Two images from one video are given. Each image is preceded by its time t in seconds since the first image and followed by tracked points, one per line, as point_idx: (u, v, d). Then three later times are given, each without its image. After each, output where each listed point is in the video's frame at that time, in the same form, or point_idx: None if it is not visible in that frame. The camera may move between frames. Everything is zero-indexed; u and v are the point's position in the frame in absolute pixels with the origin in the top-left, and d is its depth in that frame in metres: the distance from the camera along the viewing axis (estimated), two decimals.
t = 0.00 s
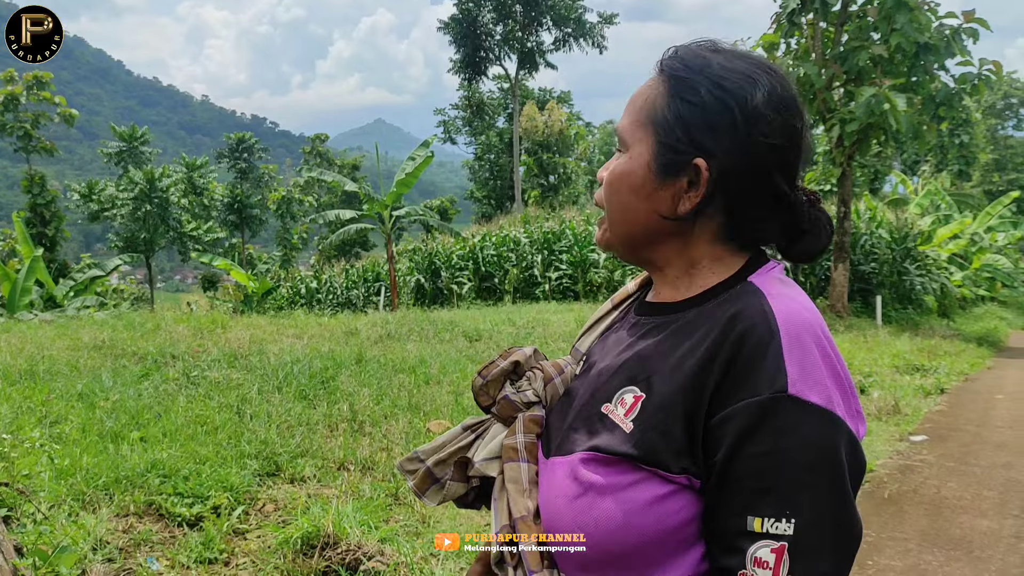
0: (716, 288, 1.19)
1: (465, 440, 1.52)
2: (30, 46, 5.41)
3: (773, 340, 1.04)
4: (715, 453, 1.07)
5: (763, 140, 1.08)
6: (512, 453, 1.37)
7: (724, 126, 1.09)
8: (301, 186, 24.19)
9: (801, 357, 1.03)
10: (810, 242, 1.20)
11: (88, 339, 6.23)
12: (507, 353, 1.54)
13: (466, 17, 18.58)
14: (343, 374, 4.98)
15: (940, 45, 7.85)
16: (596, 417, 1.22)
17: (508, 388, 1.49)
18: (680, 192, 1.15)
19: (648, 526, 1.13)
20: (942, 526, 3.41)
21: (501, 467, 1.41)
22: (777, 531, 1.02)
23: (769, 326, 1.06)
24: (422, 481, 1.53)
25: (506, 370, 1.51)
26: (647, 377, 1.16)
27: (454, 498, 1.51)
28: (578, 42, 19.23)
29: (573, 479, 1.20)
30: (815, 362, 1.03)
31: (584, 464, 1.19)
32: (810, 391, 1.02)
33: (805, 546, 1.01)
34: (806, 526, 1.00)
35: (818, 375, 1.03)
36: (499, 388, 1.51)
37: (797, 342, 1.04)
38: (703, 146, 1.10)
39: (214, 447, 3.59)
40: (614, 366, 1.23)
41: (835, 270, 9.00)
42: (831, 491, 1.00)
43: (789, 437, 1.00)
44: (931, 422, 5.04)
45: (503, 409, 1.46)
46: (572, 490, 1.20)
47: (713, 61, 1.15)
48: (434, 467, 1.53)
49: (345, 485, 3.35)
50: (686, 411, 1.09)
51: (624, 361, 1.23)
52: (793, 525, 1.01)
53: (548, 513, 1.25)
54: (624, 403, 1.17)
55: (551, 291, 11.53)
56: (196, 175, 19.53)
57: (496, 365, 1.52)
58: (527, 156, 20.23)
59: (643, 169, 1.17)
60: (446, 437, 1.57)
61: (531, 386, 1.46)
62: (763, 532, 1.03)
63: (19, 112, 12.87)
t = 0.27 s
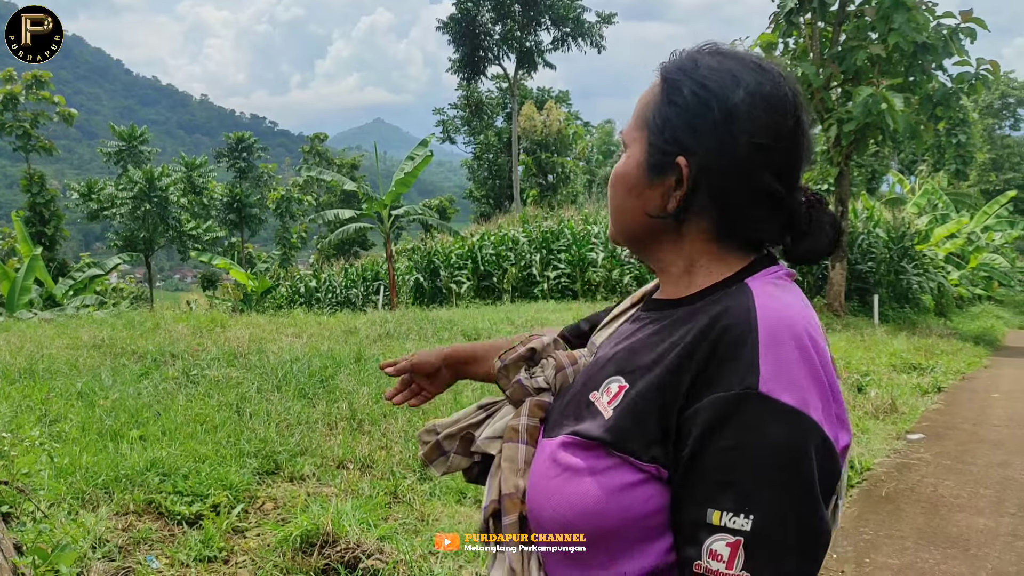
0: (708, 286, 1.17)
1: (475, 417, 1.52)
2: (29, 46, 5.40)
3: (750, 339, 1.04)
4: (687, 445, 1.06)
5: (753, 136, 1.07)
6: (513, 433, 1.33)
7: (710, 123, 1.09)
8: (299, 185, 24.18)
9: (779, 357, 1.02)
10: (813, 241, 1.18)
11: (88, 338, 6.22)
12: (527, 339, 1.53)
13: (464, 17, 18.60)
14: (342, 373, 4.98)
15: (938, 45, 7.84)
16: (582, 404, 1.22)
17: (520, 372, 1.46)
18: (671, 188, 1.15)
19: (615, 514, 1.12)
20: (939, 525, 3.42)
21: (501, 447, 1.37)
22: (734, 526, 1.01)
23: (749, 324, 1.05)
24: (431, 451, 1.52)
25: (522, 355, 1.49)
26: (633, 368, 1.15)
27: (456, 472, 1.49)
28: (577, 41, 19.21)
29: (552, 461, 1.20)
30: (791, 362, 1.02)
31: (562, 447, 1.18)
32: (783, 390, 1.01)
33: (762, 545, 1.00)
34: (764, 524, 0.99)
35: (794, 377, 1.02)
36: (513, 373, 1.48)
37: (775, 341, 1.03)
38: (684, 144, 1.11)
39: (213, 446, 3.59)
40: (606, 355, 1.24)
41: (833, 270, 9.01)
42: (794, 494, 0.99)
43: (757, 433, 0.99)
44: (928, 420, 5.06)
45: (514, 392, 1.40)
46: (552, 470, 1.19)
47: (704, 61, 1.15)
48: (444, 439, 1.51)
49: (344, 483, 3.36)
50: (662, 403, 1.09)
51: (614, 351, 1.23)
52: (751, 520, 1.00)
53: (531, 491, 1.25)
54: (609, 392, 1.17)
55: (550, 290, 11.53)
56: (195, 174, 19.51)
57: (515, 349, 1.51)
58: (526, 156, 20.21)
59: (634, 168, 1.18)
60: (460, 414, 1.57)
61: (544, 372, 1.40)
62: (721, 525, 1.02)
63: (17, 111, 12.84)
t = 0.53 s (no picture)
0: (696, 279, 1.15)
1: (476, 409, 1.51)
2: (30, 46, 5.41)
3: (724, 334, 1.01)
4: (665, 439, 1.04)
5: (744, 144, 1.04)
6: (511, 426, 1.33)
7: (702, 127, 1.06)
8: (299, 185, 24.18)
9: (751, 349, 0.99)
10: (790, 250, 1.17)
11: (89, 336, 6.23)
12: (529, 333, 1.50)
13: (464, 17, 18.59)
14: (342, 372, 4.98)
15: (936, 46, 7.85)
16: (573, 400, 1.21)
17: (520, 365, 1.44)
18: (659, 183, 1.12)
19: (599, 510, 1.10)
20: (937, 523, 3.43)
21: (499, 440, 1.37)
22: (709, 517, 0.99)
23: (723, 316, 1.03)
24: (433, 445, 1.52)
25: (522, 349, 1.47)
26: (618, 363, 1.14)
27: (456, 465, 1.48)
28: (576, 42, 19.23)
29: (541, 457, 1.20)
30: (766, 355, 0.99)
31: (552, 443, 1.18)
32: (757, 383, 0.97)
33: (738, 538, 0.97)
34: (739, 516, 0.97)
35: (769, 371, 0.98)
36: (514, 367, 1.47)
37: (748, 333, 1.00)
38: (675, 141, 1.08)
39: (214, 444, 3.60)
40: (596, 352, 1.23)
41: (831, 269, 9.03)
42: (766, 488, 0.95)
43: (729, 427, 0.97)
44: (926, 419, 5.07)
45: (515, 385, 1.40)
46: (540, 464, 1.19)
47: (711, 60, 1.11)
48: (447, 432, 1.51)
49: (345, 481, 3.36)
50: (640, 397, 1.07)
51: (604, 347, 1.22)
52: (725, 512, 0.97)
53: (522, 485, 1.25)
54: (596, 388, 1.16)
55: (550, 289, 11.55)
56: (195, 174, 19.51)
57: (515, 344, 1.48)
58: (525, 156, 20.21)
59: (629, 159, 1.16)
60: (461, 406, 1.56)
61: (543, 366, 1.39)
62: (698, 517, 0.99)
63: (17, 110, 12.84)
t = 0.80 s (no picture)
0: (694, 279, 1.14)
1: (474, 408, 1.50)
2: (30, 46, 5.42)
3: (719, 333, 1.00)
4: (661, 436, 1.04)
5: (759, 147, 1.04)
6: (509, 424, 1.32)
7: (719, 134, 1.04)
8: (298, 184, 24.19)
9: (744, 348, 0.98)
10: (801, 245, 1.20)
11: (87, 335, 6.23)
12: (525, 331, 1.49)
13: (463, 16, 18.57)
14: (341, 371, 4.98)
15: (936, 44, 7.84)
16: (568, 397, 1.20)
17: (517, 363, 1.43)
18: (673, 187, 1.09)
19: (600, 506, 1.11)
20: (937, 522, 3.43)
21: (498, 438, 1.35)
22: (707, 514, 0.99)
23: (717, 315, 1.02)
24: (431, 443, 1.51)
25: (519, 347, 1.46)
26: (613, 362, 1.13)
27: (456, 463, 1.47)
28: (575, 41, 19.22)
29: (540, 455, 1.18)
30: (760, 352, 0.98)
31: (550, 441, 1.17)
32: (752, 381, 0.97)
33: (736, 533, 0.97)
34: (738, 511, 0.97)
35: (764, 370, 0.97)
36: (511, 365, 1.46)
37: (743, 332, 0.99)
38: (696, 146, 1.05)
39: (212, 444, 3.60)
40: (591, 349, 1.21)
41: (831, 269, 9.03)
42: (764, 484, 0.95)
43: (725, 425, 0.96)
44: (925, 418, 5.07)
45: (512, 382, 1.39)
46: (540, 462, 1.18)
47: (715, 60, 1.08)
48: (445, 431, 1.49)
49: (344, 481, 3.36)
50: (637, 397, 1.07)
51: (598, 345, 1.20)
52: (723, 507, 0.97)
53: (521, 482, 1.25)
54: (593, 386, 1.14)
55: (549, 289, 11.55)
56: (194, 173, 19.50)
57: (511, 342, 1.47)
58: (524, 155, 20.20)
59: (637, 161, 1.12)
60: (461, 406, 1.55)
61: (540, 363, 1.38)
62: (696, 513, 1.00)
63: (16, 109, 12.84)
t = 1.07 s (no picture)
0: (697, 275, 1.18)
1: (467, 416, 1.52)
2: (30, 46, 5.42)
3: (731, 323, 1.04)
4: (677, 426, 1.07)
5: (784, 155, 1.17)
6: (504, 428, 1.32)
7: (764, 142, 1.14)
8: (297, 183, 24.19)
9: (755, 336, 1.02)
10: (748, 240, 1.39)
11: (85, 334, 6.23)
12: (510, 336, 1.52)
13: (462, 15, 18.56)
14: (339, 370, 4.98)
15: (936, 43, 7.83)
16: (572, 398, 1.22)
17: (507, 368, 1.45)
18: (721, 193, 1.13)
19: (613, 502, 1.12)
20: (936, 522, 3.43)
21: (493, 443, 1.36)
22: (730, 497, 1.02)
23: (727, 307, 1.06)
24: (425, 452, 1.53)
25: (506, 352, 1.48)
26: (621, 357, 1.16)
27: (452, 471, 1.49)
28: (575, 39, 19.21)
29: (546, 458, 1.18)
30: (772, 339, 1.02)
31: (556, 445, 1.17)
32: (765, 365, 1.01)
33: (759, 514, 1.01)
34: (759, 493, 1.00)
35: (778, 355, 1.02)
36: (500, 370, 1.49)
37: (753, 321, 1.03)
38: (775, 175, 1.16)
39: (210, 443, 3.59)
40: (596, 348, 1.24)
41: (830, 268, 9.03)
42: (781, 466, 0.99)
43: (743, 411, 1.00)
44: (924, 418, 5.07)
45: (503, 388, 1.40)
46: (546, 464, 1.18)
47: (742, 69, 1.16)
48: (437, 440, 1.52)
49: (342, 481, 3.36)
50: (648, 390, 1.09)
51: (604, 344, 1.23)
52: (745, 491, 1.01)
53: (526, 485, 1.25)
54: (600, 383, 1.17)
55: (548, 288, 11.54)
56: (193, 172, 19.50)
57: (498, 347, 1.49)
58: (524, 153, 20.19)
59: (685, 166, 1.12)
60: (453, 415, 1.56)
61: (529, 366, 1.40)
62: (717, 498, 1.03)
63: (14, 107, 12.82)
